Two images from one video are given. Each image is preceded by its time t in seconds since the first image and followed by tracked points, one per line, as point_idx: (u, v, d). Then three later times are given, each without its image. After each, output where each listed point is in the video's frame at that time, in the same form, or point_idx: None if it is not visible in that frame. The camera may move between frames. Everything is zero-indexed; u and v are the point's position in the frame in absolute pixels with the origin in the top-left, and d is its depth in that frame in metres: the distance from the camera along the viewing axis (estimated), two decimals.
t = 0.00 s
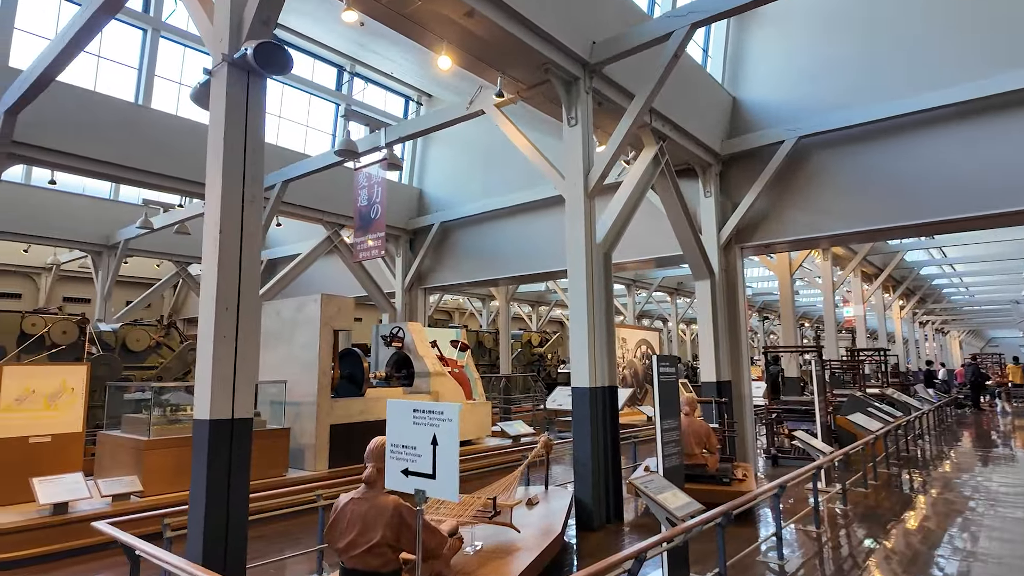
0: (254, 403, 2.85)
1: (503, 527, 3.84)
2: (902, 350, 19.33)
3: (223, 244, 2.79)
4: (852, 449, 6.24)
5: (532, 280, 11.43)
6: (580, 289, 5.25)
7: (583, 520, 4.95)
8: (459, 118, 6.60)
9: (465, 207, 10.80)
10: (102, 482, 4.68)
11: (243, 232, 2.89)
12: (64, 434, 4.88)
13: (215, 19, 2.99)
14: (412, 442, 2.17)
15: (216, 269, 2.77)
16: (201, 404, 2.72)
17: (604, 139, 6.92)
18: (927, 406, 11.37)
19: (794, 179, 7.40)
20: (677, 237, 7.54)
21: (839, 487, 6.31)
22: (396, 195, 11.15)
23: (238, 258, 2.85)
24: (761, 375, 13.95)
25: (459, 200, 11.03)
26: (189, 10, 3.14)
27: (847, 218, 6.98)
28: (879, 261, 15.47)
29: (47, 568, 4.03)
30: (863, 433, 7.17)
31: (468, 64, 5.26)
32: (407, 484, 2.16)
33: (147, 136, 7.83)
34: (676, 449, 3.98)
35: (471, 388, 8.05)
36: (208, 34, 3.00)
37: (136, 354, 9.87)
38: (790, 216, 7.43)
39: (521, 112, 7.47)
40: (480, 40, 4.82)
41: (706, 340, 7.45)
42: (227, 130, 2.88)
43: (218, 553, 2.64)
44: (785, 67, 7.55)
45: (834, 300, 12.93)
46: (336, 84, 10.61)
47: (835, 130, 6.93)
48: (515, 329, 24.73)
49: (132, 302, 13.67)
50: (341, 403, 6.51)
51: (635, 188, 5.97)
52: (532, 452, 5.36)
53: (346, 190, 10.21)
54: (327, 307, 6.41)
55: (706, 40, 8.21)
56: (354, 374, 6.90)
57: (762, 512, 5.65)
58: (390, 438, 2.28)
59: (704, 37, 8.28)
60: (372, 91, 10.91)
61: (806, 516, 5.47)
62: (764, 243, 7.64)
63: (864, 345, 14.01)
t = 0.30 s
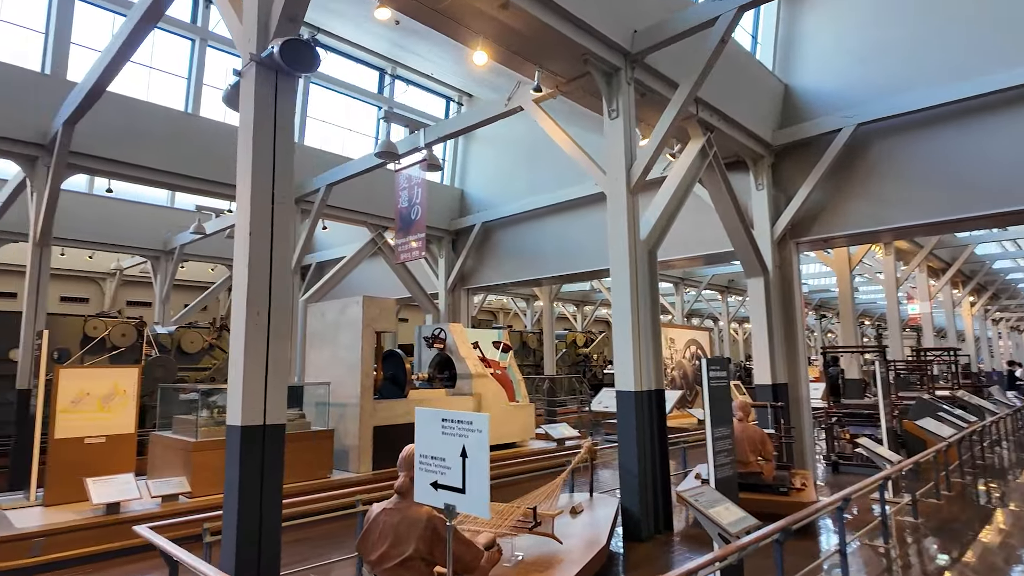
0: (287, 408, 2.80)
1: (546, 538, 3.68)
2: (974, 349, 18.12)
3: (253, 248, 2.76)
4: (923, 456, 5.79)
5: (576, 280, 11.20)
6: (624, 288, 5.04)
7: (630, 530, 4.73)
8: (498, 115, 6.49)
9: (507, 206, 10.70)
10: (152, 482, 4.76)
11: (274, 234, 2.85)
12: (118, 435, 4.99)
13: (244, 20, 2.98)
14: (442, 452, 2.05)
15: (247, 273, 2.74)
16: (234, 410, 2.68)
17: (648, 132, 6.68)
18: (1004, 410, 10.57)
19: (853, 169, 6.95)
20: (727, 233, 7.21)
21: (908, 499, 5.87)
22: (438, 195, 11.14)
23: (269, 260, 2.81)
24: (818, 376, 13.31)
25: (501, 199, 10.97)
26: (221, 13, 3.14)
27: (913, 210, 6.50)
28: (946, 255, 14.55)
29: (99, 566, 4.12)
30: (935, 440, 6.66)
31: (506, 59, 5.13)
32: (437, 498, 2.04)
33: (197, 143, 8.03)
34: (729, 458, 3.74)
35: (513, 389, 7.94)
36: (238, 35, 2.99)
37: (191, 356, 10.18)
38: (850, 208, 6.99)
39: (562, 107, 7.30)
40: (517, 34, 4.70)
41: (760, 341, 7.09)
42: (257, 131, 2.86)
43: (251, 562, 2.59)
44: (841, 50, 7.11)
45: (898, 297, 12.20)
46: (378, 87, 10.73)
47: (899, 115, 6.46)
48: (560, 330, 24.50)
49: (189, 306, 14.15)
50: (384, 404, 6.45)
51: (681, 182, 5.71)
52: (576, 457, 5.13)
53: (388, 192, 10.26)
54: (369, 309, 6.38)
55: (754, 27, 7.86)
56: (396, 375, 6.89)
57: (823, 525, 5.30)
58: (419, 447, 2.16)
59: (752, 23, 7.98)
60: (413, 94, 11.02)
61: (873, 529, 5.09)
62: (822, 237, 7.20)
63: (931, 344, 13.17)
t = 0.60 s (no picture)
0: (332, 406, 2.76)
1: (598, 544, 3.52)
2: None
3: (296, 244, 2.73)
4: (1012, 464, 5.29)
5: (626, 278, 10.93)
6: (677, 283, 4.84)
7: (686, 537, 4.51)
8: (544, 109, 6.37)
9: (555, 204, 10.53)
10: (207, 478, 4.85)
11: (317, 229, 2.82)
12: (175, 432, 5.12)
13: (287, 15, 2.98)
14: (486, 453, 1.94)
15: (290, 269, 2.72)
16: (279, 408, 2.66)
17: (700, 122, 6.42)
18: None
19: (925, 154, 6.47)
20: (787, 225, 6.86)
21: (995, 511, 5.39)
22: (485, 194, 11.10)
23: (312, 256, 2.78)
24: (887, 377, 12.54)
25: (549, 196, 10.82)
26: (266, 11, 3.16)
27: (995, 196, 5.99)
28: None
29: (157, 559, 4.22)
30: None
31: (552, 49, 5.02)
32: (482, 503, 1.94)
33: (251, 148, 8.23)
34: (795, 465, 3.51)
35: (562, 389, 7.76)
36: (281, 31, 2.99)
37: (248, 355, 10.46)
38: (923, 196, 6.50)
39: (610, 99, 7.11)
40: (563, 23, 4.59)
41: (824, 339, 6.69)
42: (300, 127, 2.84)
43: (296, 563, 2.55)
44: (910, 27, 6.64)
45: (976, 292, 11.36)
46: (425, 88, 10.81)
47: (977, 94, 5.97)
48: (610, 329, 24.13)
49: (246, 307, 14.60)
50: (433, 402, 6.40)
51: (736, 172, 5.44)
52: (628, 460, 4.85)
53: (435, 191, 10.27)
54: (416, 307, 6.35)
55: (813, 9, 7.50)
56: (444, 374, 6.77)
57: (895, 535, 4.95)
58: (463, 448, 2.06)
59: (813, 7, 7.83)
60: (459, 93, 11.02)
61: (955, 543, 4.69)
62: (891, 228, 6.74)
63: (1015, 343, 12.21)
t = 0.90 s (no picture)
0: (355, 406, 2.65)
1: (633, 553, 3.34)
2: None
3: (318, 237, 2.63)
4: None
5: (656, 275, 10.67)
6: (714, 278, 4.63)
7: (724, 545, 4.29)
8: (573, 101, 6.21)
9: (582, 200, 10.34)
10: (234, 478, 4.81)
11: (340, 221, 2.72)
12: (202, 432, 5.10)
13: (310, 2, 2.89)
14: (517, 460, 1.80)
15: (313, 263, 2.61)
16: (301, 409, 2.55)
17: (736, 111, 6.19)
18: None
19: (977, 142, 6.13)
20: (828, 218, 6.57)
21: None
22: (511, 191, 10.95)
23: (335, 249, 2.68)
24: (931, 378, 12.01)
25: (576, 192, 10.65)
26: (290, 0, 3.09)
27: None
28: None
29: (185, 559, 4.18)
30: None
31: (581, 36, 4.88)
32: (513, 513, 1.79)
33: (279, 148, 8.23)
34: (845, 472, 3.29)
35: (590, 390, 7.57)
36: (304, 18, 2.91)
37: (276, 354, 10.50)
38: (975, 186, 6.14)
39: (641, 90, 6.92)
40: (594, 7, 4.44)
41: (868, 338, 6.38)
42: (323, 116, 2.74)
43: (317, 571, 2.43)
44: (961, 7, 6.29)
45: None
46: (451, 85, 10.75)
47: None
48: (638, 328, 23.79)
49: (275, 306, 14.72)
50: (460, 403, 6.28)
51: (776, 162, 5.20)
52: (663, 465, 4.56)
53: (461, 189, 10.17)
54: (443, 305, 6.21)
55: None
56: (471, 373, 6.68)
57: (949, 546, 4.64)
58: (492, 453, 1.92)
59: None
60: (486, 90, 10.94)
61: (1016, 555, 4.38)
62: (939, 220, 6.40)
63: None
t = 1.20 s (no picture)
0: (342, 409, 2.52)
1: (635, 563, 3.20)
2: None
3: (304, 231, 2.50)
4: None
5: (658, 274, 10.54)
6: (718, 276, 4.50)
7: (729, 551, 4.15)
8: (574, 96, 6.08)
9: (583, 198, 10.22)
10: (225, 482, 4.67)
11: (328, 214, 2.59)
12: (193, 433, 4.97)
13: None
14: (510, 470, 1.66)
15: (298, 258, 2.49)
16: (285, 411, 2.42)
17: (740, 105, 6.06)
18: None
19: (988, 137, 5.99)
20: (834, 215, 6.42)
21: None
22: (512, 189, 10.82)
23: (322, 244, 2.55)
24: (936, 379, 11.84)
25: (577, 191, 10.52)
26: None
27: None
28: None
29: (174, 566, 4.06)
30: None
31: (583, 26, 4.77)
32: (506, 527, 1.66)
33: (275, 145, 8.11)
34: (856, 478, 3.15)
35: (592, 391, 7.44)
36: (291, 2, 2.79)
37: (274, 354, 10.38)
38: (985, 182, 6.00)
39: (644, 84, 6.79)
40: None
41: (874, 338, 6.24)
42: (310, 103, 2.62)
43: None
44: None
45: None
46: (451, 81, 10.63)
47: None
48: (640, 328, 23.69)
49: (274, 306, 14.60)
50: (459, 404, 6.13)
51: (782, 157, 5.07)
52: (666, 467, 4.40)
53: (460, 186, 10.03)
54: (441, 304, 6.08)
55: None
56: (469, 374, 6.50)
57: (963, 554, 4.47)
58: (483, 463, 1.78)
59: None
60: (486, 86, 10.83)
61: None
62: (948, 217, 6.26)
63: None
